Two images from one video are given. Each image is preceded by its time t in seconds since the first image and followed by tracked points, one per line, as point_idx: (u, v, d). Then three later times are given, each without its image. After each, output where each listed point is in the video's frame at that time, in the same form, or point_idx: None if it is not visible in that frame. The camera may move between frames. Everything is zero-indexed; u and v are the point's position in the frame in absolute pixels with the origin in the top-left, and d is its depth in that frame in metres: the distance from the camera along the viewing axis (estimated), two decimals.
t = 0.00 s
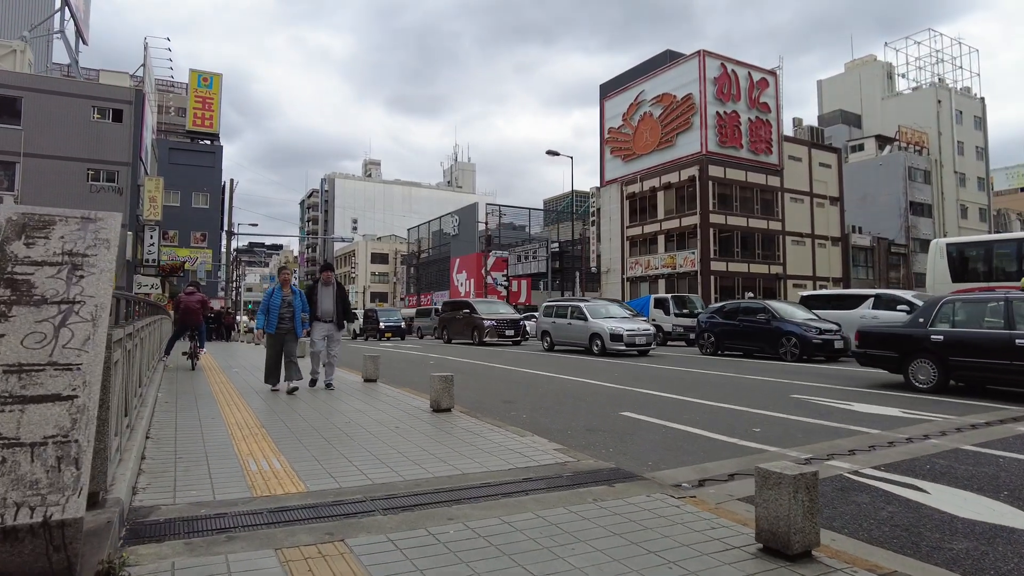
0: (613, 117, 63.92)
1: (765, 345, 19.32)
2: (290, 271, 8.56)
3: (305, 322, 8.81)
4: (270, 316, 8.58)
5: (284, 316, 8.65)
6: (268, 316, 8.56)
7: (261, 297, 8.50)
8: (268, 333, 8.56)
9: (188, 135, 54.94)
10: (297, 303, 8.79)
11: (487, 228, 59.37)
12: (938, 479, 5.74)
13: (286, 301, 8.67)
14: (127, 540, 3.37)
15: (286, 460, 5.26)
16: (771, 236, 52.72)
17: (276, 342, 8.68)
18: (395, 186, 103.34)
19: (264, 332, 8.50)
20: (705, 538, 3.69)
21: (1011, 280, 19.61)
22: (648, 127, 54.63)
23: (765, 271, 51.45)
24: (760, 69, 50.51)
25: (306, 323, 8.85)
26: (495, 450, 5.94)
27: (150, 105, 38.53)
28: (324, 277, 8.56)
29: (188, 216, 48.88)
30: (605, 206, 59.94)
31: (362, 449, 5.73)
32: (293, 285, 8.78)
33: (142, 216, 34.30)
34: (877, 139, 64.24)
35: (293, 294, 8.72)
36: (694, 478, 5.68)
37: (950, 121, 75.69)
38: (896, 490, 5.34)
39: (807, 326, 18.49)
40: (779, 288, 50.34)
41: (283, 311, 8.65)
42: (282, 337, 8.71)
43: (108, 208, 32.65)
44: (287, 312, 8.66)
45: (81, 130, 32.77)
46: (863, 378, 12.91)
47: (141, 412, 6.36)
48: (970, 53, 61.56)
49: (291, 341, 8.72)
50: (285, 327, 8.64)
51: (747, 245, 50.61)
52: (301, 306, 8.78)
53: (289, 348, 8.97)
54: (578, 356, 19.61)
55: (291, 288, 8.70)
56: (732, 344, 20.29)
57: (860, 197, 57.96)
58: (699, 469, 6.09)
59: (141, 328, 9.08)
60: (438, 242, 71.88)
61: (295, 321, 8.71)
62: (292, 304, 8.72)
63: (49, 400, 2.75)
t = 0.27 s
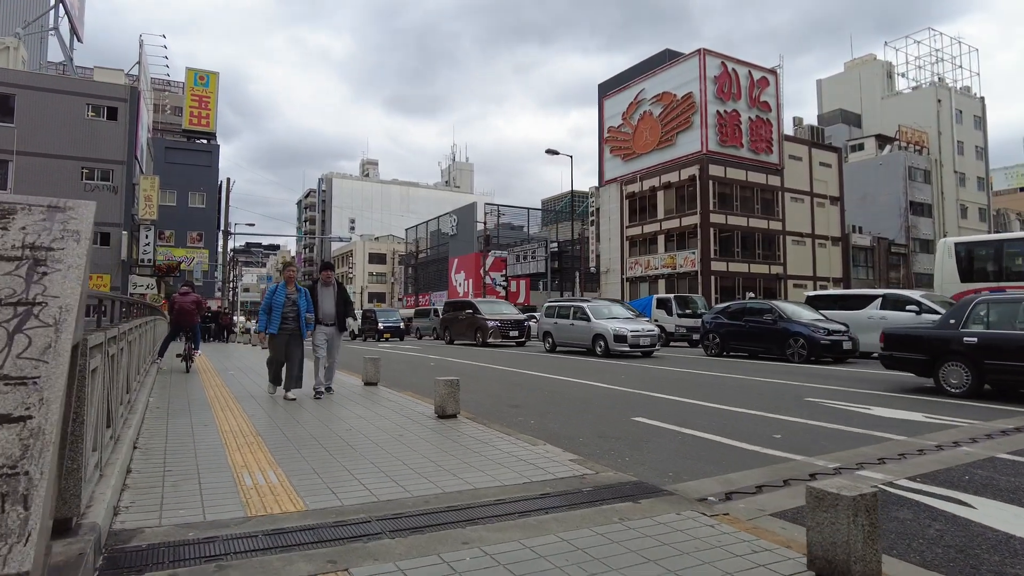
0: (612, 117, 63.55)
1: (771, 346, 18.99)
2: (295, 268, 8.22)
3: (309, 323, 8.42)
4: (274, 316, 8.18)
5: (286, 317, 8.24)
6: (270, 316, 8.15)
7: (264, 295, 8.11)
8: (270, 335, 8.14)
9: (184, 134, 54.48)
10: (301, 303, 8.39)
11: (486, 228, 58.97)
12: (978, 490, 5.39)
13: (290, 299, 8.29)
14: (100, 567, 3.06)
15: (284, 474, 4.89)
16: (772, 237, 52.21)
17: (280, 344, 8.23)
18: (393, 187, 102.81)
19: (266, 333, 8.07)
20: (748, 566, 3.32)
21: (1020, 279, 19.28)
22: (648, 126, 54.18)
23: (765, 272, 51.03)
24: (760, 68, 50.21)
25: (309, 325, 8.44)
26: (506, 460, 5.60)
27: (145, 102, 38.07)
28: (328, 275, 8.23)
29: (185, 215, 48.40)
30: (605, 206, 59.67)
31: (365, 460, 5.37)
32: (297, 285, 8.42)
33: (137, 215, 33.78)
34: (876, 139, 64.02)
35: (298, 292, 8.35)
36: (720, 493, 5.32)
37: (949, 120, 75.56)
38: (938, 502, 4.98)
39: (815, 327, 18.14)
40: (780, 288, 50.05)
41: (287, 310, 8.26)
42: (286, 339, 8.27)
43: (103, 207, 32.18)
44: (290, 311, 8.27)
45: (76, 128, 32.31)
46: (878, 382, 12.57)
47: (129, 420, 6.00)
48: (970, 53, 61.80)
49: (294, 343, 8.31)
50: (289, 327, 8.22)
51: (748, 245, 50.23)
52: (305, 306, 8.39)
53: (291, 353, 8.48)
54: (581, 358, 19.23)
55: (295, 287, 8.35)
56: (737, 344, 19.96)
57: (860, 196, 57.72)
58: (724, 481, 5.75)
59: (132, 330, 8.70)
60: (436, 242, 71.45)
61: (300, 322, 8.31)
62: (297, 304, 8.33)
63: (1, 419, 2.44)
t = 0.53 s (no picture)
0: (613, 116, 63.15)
1: (782, 346, 18.61)
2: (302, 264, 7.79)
3: (318, 323, 8.01)
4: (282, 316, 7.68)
5: (293, 316, 7.79)
6: (275, 317, 7.65)
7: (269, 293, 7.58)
8: (277, 337, 7.61)
9: (183, 133, 54.08)
10: (308, 302, 7.92)
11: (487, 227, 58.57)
12: None
13: (297, 298, 7.83)
14: None
15: (285, 486, 4.49)
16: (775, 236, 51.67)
17: (289, 346, 7.74)
18: (393, 186, 102.38)
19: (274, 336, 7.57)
20: None
21: None
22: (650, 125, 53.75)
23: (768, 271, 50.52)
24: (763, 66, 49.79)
25: (317, 325, 8.00)
26: (524, 468, 5.21)
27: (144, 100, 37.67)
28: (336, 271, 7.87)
29: (183, 214, 47.99)
30: (606, 205, 59.23)
31: (373, 470, 4.97)
32: (301, 282, 7.98)
33: (135, 214, 33.33)
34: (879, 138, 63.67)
35: (304, 290, 7.91)
36: (757, 506, 4.94)
37: (951, 119, 75.22)
38: (995, 516, 4.60)
39: (827, 327, 17.75)
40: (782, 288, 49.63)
41: (294, 310, 7.82)
42: (293, 341, 7.78)
43: (100, 205, 31.75)
44: (298, 311, 7.83)
45: (73, 126, 31.88)
46: (898, 384, 12.16)
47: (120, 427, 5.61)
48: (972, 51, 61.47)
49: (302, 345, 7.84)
50: (297, 328, 7.77)
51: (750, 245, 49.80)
52: (312, 305, 7.94)
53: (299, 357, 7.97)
54: (587, 358, 18.84)
55: (301, 285, 7.92)
56: (747, 345, 19.57)
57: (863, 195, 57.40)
58: (759, 493, 5.34)
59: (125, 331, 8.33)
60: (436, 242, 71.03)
61: (307, 323, 7.87)
62: (303, 303, 7.89)
63: None
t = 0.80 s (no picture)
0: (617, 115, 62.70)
1: (794, 347, 18.23)
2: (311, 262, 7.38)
3: (326, 324, 7.58)
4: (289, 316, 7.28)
5: (303, 317, 7.41)
6: (284, 317, 7.25)
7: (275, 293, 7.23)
8: (287, 339, 7.23)
9: (184, 133, 53.76)
10: (318, 301, 7.54)
11: (489, 227, 58.19)
12: None
13: (307, 297, 7.43)
14: None
15: (291, 501, 4.17)
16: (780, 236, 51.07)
17: (297, 350, 7.37)
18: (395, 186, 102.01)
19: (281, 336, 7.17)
20: None
21: None
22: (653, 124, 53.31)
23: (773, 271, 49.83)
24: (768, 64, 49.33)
25: (327, 326, 7.59)
26: (548, 480, 4.85)
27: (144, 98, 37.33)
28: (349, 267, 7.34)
29: (184, 214, 47.63)
30: (609, 204, 58.74)
31: (386, 481, 4.64)
32: (311, 280, 7.59)
33: (135, 213, 32.93)
34: (883, 137, 63.23)
35: (314, 289, 7.52)
36: (801, 521, 4.57)
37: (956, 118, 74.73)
38: None
39: (841, 327, 17.36)
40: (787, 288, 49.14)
41: (305, 311, 7.43)
42: (303, 343, 7.42)
43: (99, 204, 31.37)
44: (309, 312, 7.45)
45: (72, 124, 31.54)
46: (920, 387, 11.77)
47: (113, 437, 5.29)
48: (977, 50, 61.03)
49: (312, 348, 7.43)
50: (306, 331, 7.40)
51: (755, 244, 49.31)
52: (322, 304, 7.56)
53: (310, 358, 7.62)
54: (595, 360, 18.46)
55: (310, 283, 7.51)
56: (758, 345, 19.18)
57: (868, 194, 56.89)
58: (802, 506, 4.94)
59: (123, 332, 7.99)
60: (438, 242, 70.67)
61: (317, 323, 7.49)
62: (313, 302, 7.51)
63: None
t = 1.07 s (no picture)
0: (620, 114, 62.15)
1: (808, 347, 17.84)
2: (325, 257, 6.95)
3: (340, 322, 7.14)
4: (302, 315, 6.84)
5: (315, 316, 6.99)
6: (295, 315, 6.84)
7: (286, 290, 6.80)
8: (298, 338, 6.80)
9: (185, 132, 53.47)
10: (331, 299, 7.13)
11: (491, 226, 57.78)
12: None
13: (319, 295, 7.02)
14: None
15: (301, 517, 3.81)
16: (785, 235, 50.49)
17: (310, 350, 6.94)
18: (397, 186, 101.70)
19: (292, 336, 6.73)
20: None
21: None
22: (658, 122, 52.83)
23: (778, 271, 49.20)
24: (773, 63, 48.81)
25: (339, 324, 7.16)
26: (576, 491, 4.48)
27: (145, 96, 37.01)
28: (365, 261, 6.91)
29: (184, 213, 47.26)
30: (613, 204, 58.25)
31: (401, 492, 4.30)
32: (324, 277, 7.16)
33: (135, 211, 32.61)
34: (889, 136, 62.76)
35: (327, 286, 7.10)
36: (852, 537, 4.19)
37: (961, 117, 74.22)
38: None
39: (855, 327, 16.98)
40: (793, 288, 48.69)
41: (317, 309, 7.03)
42: (316, 343, 7.00)
43: (100, 203, 31.05)
44: (321, 311, 7.05)
45: (73, 122, 31.22)
46: (944, 389, 11.37)
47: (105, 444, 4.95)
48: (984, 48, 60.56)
49: (326, 349, 6.98)
50: (318, 330, 6.99)
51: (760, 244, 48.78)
52: (336, 302, 7.14)
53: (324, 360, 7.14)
54: (604, 361, 18.07)
55: (324, 279, 7.08)
56: (771, 345, 18.80)
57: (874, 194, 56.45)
58: (851, 520, 4.55)
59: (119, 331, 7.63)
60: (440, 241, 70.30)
61: (329, 322, 7.09)
62: (326, 300, 7.09)
63: None
